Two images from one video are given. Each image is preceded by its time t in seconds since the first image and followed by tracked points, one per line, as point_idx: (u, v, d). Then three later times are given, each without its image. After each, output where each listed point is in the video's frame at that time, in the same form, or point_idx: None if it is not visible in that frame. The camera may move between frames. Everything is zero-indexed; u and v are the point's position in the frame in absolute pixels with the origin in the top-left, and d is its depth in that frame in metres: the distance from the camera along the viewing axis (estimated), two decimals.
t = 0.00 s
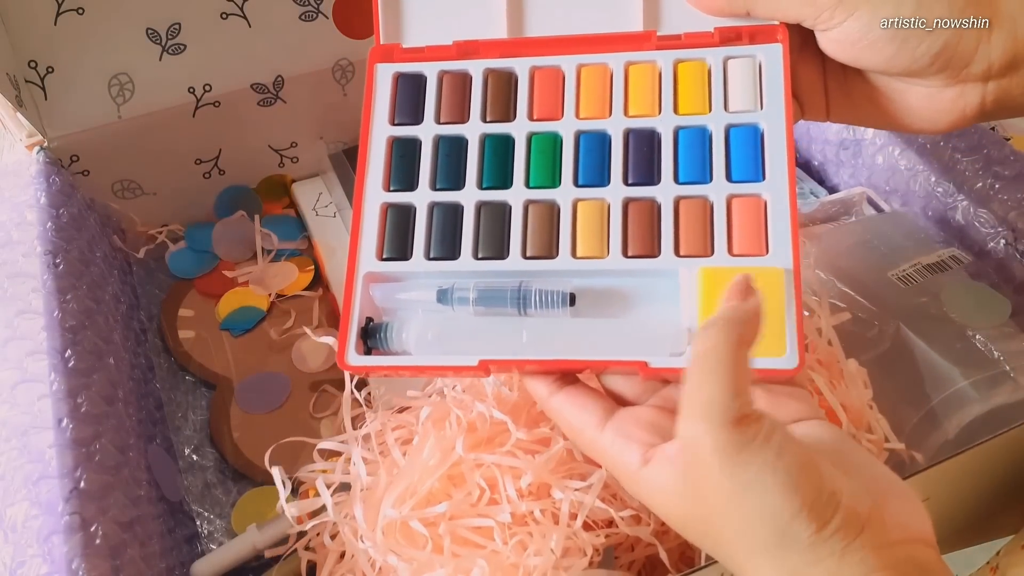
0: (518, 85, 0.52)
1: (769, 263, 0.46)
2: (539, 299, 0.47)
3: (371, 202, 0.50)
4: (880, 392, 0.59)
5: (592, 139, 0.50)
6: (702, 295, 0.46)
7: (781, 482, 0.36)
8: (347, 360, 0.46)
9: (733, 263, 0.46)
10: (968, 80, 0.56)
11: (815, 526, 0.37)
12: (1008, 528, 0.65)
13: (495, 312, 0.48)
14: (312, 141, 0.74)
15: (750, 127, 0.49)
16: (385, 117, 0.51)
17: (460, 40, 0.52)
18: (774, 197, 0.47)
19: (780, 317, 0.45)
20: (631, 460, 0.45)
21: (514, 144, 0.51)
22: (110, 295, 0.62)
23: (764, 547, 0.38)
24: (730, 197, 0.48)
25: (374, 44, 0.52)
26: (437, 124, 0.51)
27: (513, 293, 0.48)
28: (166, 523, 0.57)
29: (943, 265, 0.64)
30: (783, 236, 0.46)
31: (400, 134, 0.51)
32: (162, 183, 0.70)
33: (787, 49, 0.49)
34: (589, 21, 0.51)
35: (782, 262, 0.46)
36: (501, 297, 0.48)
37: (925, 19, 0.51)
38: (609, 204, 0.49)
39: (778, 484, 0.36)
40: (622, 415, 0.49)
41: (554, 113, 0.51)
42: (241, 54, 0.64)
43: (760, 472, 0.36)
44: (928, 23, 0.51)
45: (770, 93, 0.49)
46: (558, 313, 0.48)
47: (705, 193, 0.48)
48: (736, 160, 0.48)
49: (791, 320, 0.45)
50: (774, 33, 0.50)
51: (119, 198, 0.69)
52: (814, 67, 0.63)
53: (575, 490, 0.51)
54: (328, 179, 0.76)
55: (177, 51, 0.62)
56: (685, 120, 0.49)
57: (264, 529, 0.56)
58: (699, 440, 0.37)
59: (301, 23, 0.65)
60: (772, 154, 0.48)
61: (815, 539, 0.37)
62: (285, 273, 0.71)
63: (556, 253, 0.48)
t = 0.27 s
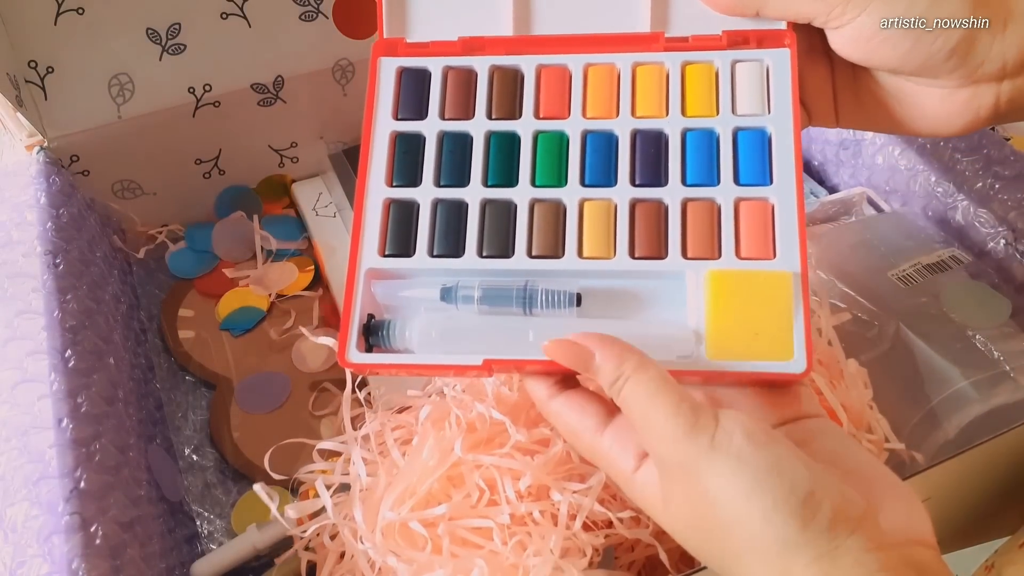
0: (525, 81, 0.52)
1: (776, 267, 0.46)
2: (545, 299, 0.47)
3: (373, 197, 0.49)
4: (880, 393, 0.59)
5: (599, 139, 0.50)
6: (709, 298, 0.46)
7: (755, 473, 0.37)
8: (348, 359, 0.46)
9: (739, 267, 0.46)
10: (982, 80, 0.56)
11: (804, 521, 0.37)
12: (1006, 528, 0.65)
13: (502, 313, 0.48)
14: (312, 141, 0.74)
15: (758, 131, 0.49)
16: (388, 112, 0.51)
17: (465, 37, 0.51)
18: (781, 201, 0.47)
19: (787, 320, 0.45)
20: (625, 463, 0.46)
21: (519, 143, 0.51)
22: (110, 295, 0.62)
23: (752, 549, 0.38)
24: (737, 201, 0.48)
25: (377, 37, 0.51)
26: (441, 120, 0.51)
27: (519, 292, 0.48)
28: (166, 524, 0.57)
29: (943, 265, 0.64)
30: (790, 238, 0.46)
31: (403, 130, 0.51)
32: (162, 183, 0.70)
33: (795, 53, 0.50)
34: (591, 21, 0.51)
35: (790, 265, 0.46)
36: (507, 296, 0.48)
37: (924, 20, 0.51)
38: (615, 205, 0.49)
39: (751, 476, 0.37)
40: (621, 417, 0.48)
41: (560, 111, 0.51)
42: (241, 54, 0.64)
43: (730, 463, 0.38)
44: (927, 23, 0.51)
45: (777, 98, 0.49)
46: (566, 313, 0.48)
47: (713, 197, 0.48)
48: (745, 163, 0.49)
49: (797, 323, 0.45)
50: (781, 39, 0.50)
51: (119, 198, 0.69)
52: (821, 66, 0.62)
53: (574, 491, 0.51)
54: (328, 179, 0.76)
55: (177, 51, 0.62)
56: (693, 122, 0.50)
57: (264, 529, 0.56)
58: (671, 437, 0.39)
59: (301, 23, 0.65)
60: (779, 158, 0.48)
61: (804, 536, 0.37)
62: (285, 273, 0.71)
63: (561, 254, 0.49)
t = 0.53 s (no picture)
0: (521, 78, 0.51)
1: (774, 277, 0.47)
2: (543, 299, 0.47)
3: (368, 198, 0.49)
4: (882, 394, 0.59)
5: (597, 141, 0.50)
6: (707, 308, 0.46)
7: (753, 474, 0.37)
8: (344, 365, 0.47)
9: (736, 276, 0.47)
10: (1004, 74, 0.54)
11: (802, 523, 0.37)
12: (1009, 529, 0.65)
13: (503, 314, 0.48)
14: (312, 141, 0.74)
15: (758, 136, 0.49)
16: (381, 108, 0.50)
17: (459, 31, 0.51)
18: (781, 209, 0.47)
19: (783, 331, 0.46)
20: (622, 465, 0.46)
21: (516, 143, 0.50)
22: (110, 295, 0.62)
23: (750, 552, 0.38)
24: (736, 208, 0.48)
25: (369, 31, 0.51)
26: (435, 118, 0.50)
27: (517, 293, 0.48)
28: (166, 524, 0.57)
29: (942, 265, 0.64)
30: (788, 247, 0.47)
31: (397, 128, 0.50)
32: (162, 183, 0.70)
33: (797, 53, 0.49)
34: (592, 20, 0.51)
35: (787, 276, 0.46)
36: (505, 299, 0.48)
37: (926, 20, 0.51)
38: (615, 210, 0.49)
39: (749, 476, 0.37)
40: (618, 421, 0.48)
41: (558, 111, 0.50)
42: (241, 54, 0.64)
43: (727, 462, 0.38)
44: (927, 23, 0.52)
45: (778, 100, 0.49)
46: (564, 313, 0.48)
47: (713, 203, 0.48)
48: (744, 168, 0.48)
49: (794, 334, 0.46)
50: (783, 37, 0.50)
51: (119, 198, 0.69)
52: (831, 60, 0.61)
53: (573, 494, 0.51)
54: (328, 179, 0.76)
55: (177, 51, 0.62)
56: (692, 125, 0.49)
57: (264, 529, 0.56)
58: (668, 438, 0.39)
59: (301, 23, 0.65)
60: (779, 163, 0.48)
61: (802, 537, 0.37)
62: (285, 273, 0.71)
63: (559, 262, 0.49)
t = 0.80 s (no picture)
0: (527, 80, 0.51)
1: (777, 281, 0.47)
2: (546, 300, 0.48)
3: (373, 196, 0.49)
4: (881, 394, 0.59)
5: (602, 144, 0.50)
6: (708, 310, 0.46)
7: (754, 472, 0.38)
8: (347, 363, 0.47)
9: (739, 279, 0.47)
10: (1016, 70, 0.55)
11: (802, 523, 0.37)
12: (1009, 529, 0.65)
13: (506, 313, 0.48)
14: (312, 141, 0.74)
15: (764, 140, 0.49)
16: (387, 107, 0.50)
17: (466, 30, 0.51)
18: (785, 212, 0.47)
19: (785, 336, 0.46)
20: (623, 465, 0.46)
21: (522, 143, 0.50)
22: (110, 295, 0.62)
23: (750, 552, 0.38)
24: (741, 211, 0.48)
25: (376, 29, 0.51)
26: (442, 118, 0.50)
27: (520, 294, 0.48)
28: (166, 524, 0.57)
29: (942, 265, 0.64)
30: (792, 250, 0.47)
31: (404, 126, 0.50)
32: (162, 183, 0.70)
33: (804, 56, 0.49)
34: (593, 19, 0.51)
35: (791, 279, 0.46)
36: (507, 300, 0.48)
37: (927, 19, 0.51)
38: (618, 212, 0.49)
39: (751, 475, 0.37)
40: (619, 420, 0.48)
41: (564, 113, 0.50)
42: (241, 54, 0.64)
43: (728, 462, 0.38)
44: (928, 23, 0.51)
45: (784, 104, 0.49)
46: (567, 314, 0.48)
47: (717, 206, 0.48)
48: (750, 171, 0.48)
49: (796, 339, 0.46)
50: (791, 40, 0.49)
51: (119, 198, 0.69)
52: (840, 66, 0.60)
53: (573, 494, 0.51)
54: (328, 179, 0.76)
55: (177, 51, 0.62)
56: (698, 128, 0.49)
57: (264, 529, 0.56)
58: (669, 438, 0.39)
59: (301, 23, 0.65)
60: (784, 166, 0.48)
61: (803, 536, 0.37)
62: (284, 273, 0.71)
63: (562, 262, 0.49)
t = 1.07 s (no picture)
0: (531, 68, 0.51)
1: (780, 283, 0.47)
2: (548, 295, 0.48)
3: (371, 184, 0.49)
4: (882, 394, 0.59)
5: (607, 137, 0.50)
6: (712, 309, 0.46)
7: (758, 479, 0.38)
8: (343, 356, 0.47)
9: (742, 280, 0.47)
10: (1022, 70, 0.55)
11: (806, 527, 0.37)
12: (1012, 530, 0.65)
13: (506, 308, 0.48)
14: (312, 141, 0.74)
15: (769, 140, 0.49)
16: (387, 91, 0.50)
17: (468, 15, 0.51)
18: (789, 213, 0.48)
19: (788, 340, 0.46)
20: (624, 470, 0.46)
21: (524, 134, 0.50)
22: (110, 295, 0.62)
23: (754, 555, 0.38)
24: (744, 211, 0.48)
25: (376, 11, 0.50)
26: (443, 105, 0.50)
27: (521, 288, 0.48)
28: (166, 524, 0.58)
29: (942, 265, 0.64)
30: (795, 253, 0.47)
31: (403, 112, 0.50)
32: (162, 183, 0.70)
33: (810, 60, 0.49)
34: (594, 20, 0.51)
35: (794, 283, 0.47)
36: (508, 293, 0.48)
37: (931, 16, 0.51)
38: (622, 209, 0.49)
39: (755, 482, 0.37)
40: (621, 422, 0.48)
41: (568, 105, 0.50)
42: (241, 54, 0.64)
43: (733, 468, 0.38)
44: (927, 23, 0.53)
45: (789, 104, 0.49)
46: (569, 310, 0.48)
47: (721, 206, 0.48)
48: (755, 169, 0.49)
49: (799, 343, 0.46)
50: (796, 40, 0.50)
51: (119, 198, 0.69)
52: (844, 66, 0.62)
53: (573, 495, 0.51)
54: (328, 179, 0.76)
55: (177, 51, 0.62)
56: (704, 126, 0.49)
57: (264, 529, 0.56)
58: (671, 444, 0.39)
59: (301, 23, 0.65)
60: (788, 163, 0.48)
61: (807, 541, 0.37)
62: (284, 273, 0.71)
63: (564, 257, 0.48)
